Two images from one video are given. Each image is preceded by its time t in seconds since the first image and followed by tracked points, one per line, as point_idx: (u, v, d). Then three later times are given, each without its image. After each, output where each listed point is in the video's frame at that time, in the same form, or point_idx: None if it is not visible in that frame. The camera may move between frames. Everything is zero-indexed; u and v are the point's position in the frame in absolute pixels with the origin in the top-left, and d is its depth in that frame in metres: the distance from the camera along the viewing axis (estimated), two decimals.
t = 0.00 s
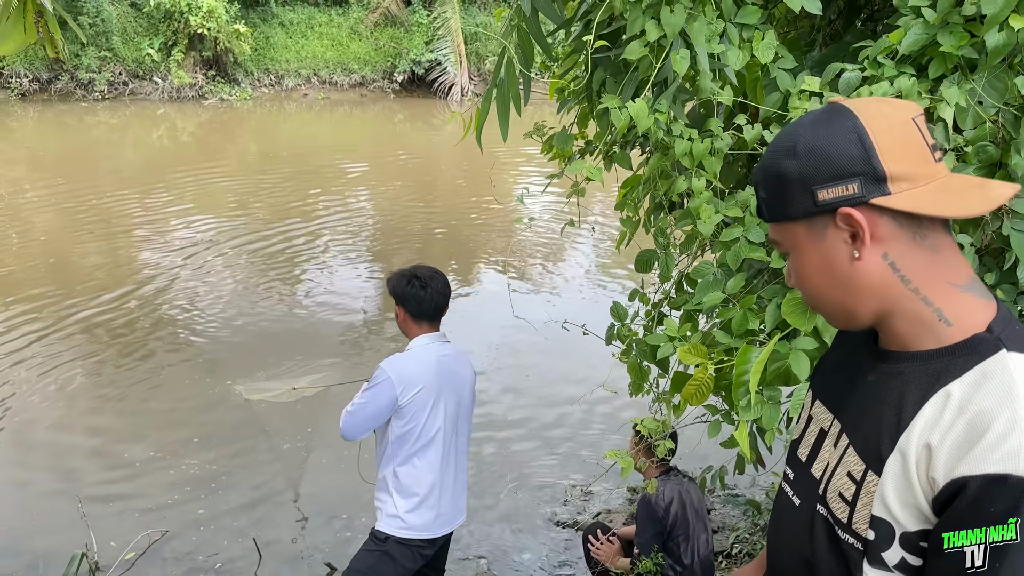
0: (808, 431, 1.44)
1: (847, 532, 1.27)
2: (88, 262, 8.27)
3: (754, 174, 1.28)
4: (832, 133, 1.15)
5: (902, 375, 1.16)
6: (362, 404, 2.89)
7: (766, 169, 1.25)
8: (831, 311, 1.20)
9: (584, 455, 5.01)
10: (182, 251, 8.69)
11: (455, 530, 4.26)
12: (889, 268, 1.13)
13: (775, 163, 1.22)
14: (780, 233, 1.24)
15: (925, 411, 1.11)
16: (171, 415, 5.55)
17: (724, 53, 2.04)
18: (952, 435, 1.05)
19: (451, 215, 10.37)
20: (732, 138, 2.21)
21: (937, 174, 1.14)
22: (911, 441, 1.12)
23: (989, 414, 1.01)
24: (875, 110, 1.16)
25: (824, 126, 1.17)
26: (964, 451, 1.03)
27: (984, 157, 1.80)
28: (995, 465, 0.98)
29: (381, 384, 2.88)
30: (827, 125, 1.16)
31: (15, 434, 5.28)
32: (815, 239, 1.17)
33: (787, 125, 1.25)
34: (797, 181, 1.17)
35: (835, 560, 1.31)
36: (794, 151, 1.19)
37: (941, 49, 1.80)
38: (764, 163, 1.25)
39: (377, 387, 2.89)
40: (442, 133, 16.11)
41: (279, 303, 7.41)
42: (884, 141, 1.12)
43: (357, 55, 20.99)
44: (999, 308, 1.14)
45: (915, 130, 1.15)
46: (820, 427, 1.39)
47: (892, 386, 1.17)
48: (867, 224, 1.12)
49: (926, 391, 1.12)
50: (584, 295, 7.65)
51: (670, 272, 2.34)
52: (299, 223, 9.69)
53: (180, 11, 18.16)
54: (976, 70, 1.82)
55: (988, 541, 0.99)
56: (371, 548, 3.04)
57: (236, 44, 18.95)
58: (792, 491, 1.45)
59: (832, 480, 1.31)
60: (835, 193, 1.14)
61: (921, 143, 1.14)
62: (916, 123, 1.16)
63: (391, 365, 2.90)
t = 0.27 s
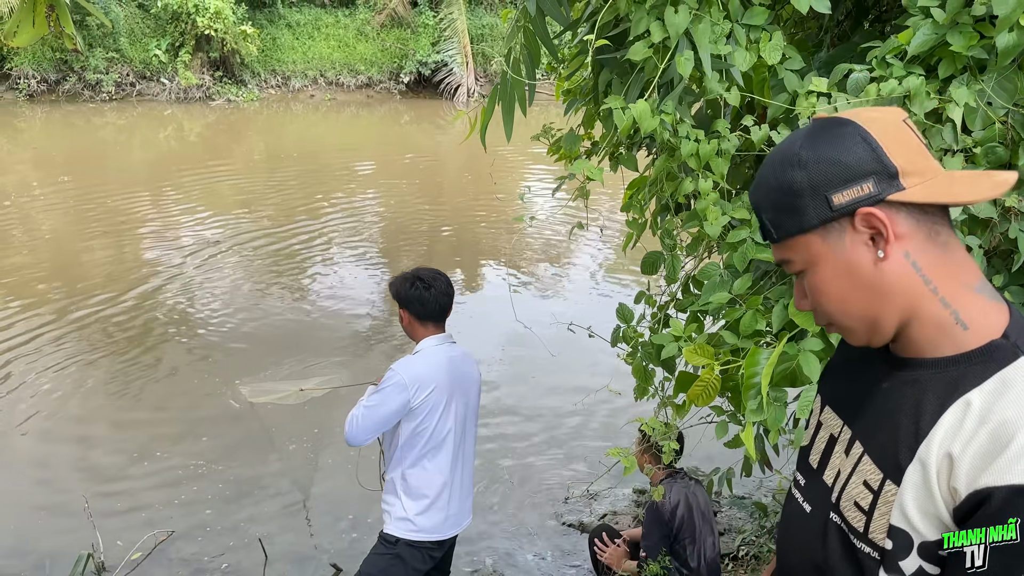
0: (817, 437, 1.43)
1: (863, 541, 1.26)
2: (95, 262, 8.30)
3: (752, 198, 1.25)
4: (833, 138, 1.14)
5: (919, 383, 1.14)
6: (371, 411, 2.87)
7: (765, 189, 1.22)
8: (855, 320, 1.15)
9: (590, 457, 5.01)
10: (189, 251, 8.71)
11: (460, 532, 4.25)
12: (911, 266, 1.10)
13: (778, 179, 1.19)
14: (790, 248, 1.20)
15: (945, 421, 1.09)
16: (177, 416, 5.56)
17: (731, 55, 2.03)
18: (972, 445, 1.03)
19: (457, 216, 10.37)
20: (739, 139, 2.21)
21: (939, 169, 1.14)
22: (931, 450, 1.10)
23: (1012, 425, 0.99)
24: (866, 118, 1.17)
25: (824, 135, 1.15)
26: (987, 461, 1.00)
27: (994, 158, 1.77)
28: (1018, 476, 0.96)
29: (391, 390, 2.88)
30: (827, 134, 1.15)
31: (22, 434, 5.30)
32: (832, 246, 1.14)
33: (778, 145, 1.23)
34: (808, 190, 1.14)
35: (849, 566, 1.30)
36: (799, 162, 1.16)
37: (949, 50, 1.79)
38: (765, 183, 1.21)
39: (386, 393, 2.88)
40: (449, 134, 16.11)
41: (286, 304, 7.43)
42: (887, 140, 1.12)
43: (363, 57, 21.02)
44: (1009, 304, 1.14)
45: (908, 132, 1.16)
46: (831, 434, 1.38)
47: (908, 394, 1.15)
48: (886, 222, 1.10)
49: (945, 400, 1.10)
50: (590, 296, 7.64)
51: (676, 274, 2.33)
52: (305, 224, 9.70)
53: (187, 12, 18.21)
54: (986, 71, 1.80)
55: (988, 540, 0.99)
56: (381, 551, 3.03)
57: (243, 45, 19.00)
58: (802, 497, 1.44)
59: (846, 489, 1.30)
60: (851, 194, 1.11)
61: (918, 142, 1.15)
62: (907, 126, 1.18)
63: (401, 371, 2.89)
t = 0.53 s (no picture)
0: (822, 445, 1.42)
1: (871, 550, 1.25)
2: (100, 263, 8.32)
3: (756, 194, 1.25)
4: (840, 140, 1.14)
5: (926, 391, 1.14)
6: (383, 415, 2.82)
7: (769, 186, 1.22)
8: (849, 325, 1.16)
9: (594, 459, 5.00)
10: (194, 252, 8.73)
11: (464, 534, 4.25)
12: (910, 275, 1.10)
13: (782, 178, 1.19)
14: (791, 249, 1.20)
15: (954, 427, 1.08)
16: (182, 416, 5.57)
17: (736, 56, 2.03)
18: (985, 452, 1.02)
19: (462, 217, 10.38)
20: (744, 141, 2.20)
21: (947, 178, 1.13)
22: (942, 459, 1.09)
23: None
24: (876, 118, 1.15)
25: (831, 136, 1.15)
26: (1000, 468, 0.99)
27: (1001, 162, 1.77)
28: None
29: (403, 393, 2.86)
30: (834, 136, 1.15)
31: (28, 434, 5.31)
32: (832, 251, 1.14)
33: (786, 141, 1.23)
34: (811, 192, 1.14)
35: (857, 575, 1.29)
36: (803, 163, 1.16)
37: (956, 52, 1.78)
38: (769, 181, 1.21)
39: (398, 396, 2.86)
40: (453, 135, 16.13)
41: (291, 305, 7.43)
42: (894, 146, 1.11)
43: (368, 58, 21.05)
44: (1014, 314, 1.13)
45: (919, 136, 1.15)
46: (836, 442, 1.37)
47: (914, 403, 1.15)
48: (887, 231, 1.10)
49: (954, 407, 1.09)
50: (594, 298, 7.64)
51: (680, 276, 2.33)
52: (310, 225, 9.71)
53: (193, 14, 18.26)
54: (993, 74, 1.80)
55: (987, 540, 1.00)
56: (388, 554, 3.02)
57: (248, 47, 19.05)
58: (807, 505, 1.44)
59: (852, 497, 1.29)
60: (853, 200, 1.11)
61: (928, 147, 1.14)
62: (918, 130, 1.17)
63: (413, 373, 2.88)
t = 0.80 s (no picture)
0: (827, 448, 1.41)
1: (871, 554, 1.23)
2: (106, 264, 8.34)
3: (776, 185, 1.26)
4: (865, 141, 1.13)
5: (933, 397, 1.14)
6: (399, 415, 2.79)
7: (790, 178, 1.23)
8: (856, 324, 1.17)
9: (598, 461, 5.00)
10: (198, 252, 8.75)
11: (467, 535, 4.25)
12: (920, 281, 1.11)
13: (803, 173, 1.19)
14: (805, 244, 1.21)
15: (960, 433, 1.08)
16: (187, 417, 5.59)
17: (742, 59, 2.03)
18: (989, 457, 1.01)
19: (466, 218, 10.39)
20: (750, 144, 2.20)
21: (968, 187, 1.13)
22: (944, 464, 1.09)
23: None
24: (903, 119, 1.15)
25: (857, 135, 1.15)
26: (1003, 472, 0.99)
27: (1007, 167, 1.76)
28: None
29: (417, 393, 2.85)
30: (859, 135, 1.14)
31: (33, 434, 5.33)
32: (845, 250, 1.15)
33: (811, 135, 1.22)
34: (830, 189, 1.15)
35: None
36: (825, 160, 1.16)
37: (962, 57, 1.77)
38: (790, 175, 1.22)
39: (413, 397, 2.85)
40: (457, 137, 16.16)
41: (295, 305, 7.44)
42: (919, 150, 1.11)
43: (373, 59, 21.08)
44: None
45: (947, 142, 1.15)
46: (841, 445, 1.37)
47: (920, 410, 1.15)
48: (902, 235, 1.10)
49: (960, 412, 1.09)
50: (598, 299, 7.64)
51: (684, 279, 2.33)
52: (314, 226, 9.73)
53: (198, 15, 18.30)
54: (1000, 78, 1.79)
55: (988, 540, 0.98)
56: (394, 557, 3.02)
57: (253, 48, 19.08)
58: (809, 508, 1.43)
59: (854, 501, 1.28)
60: (871, 202, 1.11)
61: (953, 155, 1.13)
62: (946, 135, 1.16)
63: (426, 374, 2.88)
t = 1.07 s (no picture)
0: (829, 447, 1.43)
1: (871, 554, 1.24)
2: (113, 264, 8.38)
3: (804, 177, 1.23)
4: (903, 139, 1.11)
5: (940, 402, 1.15)
6: (414, 413, 2.80)
7: (821, 170, 1.20)
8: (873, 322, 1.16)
9: (603, 463, 5.01)
10: (205, 253, 8.78)
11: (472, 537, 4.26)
12: (942, 285, 1.10)
13: (835, 166, 1.17)
14: (829, 238, 1.19)
15: (963, 440, 1.08)
16: (193, 417, 5.61)
17: (747, 66, 2.04)
18: (993, 465, 1.01)
19: (471, 221, 10.40)
20: (754, 149, 2.21)
21: (996, 194, 1.12)
22: (948, 471, 1.08)
23: None
24: (941, 120, 1.13)
25: (895, 132, 1.12)
26: (1005, 483, 0.98)
27: (1010, 172, 1.75)
28: None
29: (430, 392, 2.87)
30: (898, 132, 1.12)
31: (40, 434, 5.36)
32: (871, 248, 1.13)
33: (846, 127, 1.20)
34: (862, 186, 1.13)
35: None
36: (860, 155, 1.14)
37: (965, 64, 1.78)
38: (822, 167, 1.19)
39: (426, 397, 2.86)
40: (463, 139, 16.18)
41: (300, 307, 7.47)
42: (956, 153, 1.09)
43: (379, 62, 21.11)
44: None
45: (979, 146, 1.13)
46: (843, 445, 1.37)
47: (928, 412, 1.16)
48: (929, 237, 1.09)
49: (965, 418, 1.09)
50: (602, 302, 7.65)
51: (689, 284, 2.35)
52: (319, 228, 9.75)
53: (205, 17, 18.36)
54: (1004, 85, 1.79)
55: (988, 541, 0.98)
56: (404, 559, 3.03)
57: (260, 50, 19.13)
58: (809, 507, 1.44)
59: (856, 501, 1.29)
60: (902, 202, 1.10)
61: (986, 160, 1.11)
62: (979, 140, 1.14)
63: (438, 375, 2.91)
